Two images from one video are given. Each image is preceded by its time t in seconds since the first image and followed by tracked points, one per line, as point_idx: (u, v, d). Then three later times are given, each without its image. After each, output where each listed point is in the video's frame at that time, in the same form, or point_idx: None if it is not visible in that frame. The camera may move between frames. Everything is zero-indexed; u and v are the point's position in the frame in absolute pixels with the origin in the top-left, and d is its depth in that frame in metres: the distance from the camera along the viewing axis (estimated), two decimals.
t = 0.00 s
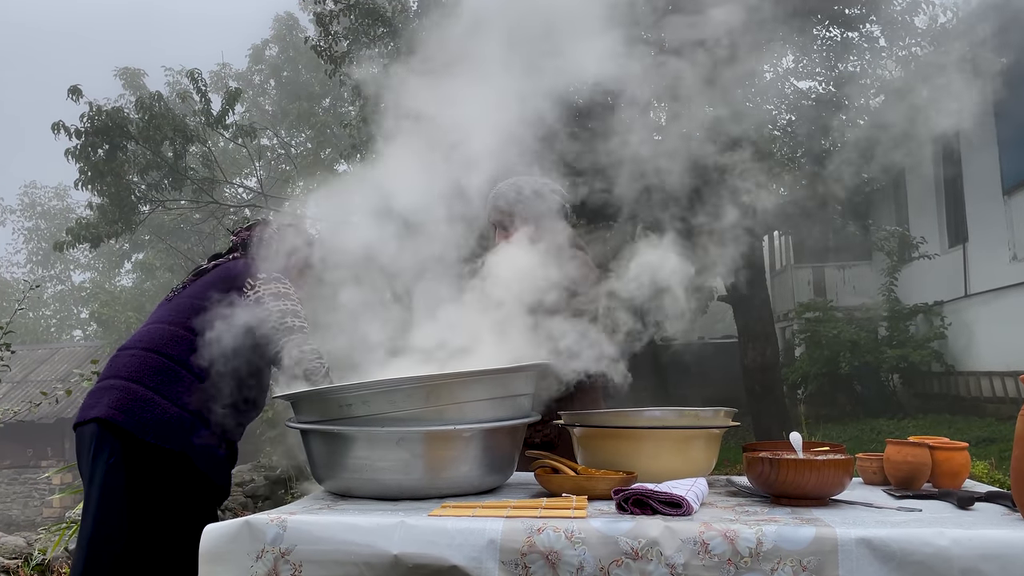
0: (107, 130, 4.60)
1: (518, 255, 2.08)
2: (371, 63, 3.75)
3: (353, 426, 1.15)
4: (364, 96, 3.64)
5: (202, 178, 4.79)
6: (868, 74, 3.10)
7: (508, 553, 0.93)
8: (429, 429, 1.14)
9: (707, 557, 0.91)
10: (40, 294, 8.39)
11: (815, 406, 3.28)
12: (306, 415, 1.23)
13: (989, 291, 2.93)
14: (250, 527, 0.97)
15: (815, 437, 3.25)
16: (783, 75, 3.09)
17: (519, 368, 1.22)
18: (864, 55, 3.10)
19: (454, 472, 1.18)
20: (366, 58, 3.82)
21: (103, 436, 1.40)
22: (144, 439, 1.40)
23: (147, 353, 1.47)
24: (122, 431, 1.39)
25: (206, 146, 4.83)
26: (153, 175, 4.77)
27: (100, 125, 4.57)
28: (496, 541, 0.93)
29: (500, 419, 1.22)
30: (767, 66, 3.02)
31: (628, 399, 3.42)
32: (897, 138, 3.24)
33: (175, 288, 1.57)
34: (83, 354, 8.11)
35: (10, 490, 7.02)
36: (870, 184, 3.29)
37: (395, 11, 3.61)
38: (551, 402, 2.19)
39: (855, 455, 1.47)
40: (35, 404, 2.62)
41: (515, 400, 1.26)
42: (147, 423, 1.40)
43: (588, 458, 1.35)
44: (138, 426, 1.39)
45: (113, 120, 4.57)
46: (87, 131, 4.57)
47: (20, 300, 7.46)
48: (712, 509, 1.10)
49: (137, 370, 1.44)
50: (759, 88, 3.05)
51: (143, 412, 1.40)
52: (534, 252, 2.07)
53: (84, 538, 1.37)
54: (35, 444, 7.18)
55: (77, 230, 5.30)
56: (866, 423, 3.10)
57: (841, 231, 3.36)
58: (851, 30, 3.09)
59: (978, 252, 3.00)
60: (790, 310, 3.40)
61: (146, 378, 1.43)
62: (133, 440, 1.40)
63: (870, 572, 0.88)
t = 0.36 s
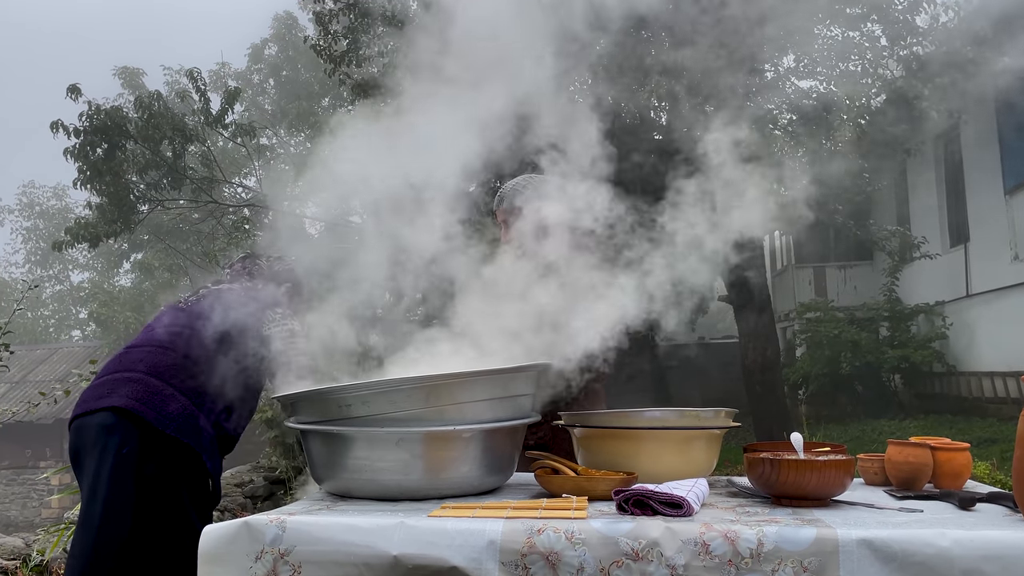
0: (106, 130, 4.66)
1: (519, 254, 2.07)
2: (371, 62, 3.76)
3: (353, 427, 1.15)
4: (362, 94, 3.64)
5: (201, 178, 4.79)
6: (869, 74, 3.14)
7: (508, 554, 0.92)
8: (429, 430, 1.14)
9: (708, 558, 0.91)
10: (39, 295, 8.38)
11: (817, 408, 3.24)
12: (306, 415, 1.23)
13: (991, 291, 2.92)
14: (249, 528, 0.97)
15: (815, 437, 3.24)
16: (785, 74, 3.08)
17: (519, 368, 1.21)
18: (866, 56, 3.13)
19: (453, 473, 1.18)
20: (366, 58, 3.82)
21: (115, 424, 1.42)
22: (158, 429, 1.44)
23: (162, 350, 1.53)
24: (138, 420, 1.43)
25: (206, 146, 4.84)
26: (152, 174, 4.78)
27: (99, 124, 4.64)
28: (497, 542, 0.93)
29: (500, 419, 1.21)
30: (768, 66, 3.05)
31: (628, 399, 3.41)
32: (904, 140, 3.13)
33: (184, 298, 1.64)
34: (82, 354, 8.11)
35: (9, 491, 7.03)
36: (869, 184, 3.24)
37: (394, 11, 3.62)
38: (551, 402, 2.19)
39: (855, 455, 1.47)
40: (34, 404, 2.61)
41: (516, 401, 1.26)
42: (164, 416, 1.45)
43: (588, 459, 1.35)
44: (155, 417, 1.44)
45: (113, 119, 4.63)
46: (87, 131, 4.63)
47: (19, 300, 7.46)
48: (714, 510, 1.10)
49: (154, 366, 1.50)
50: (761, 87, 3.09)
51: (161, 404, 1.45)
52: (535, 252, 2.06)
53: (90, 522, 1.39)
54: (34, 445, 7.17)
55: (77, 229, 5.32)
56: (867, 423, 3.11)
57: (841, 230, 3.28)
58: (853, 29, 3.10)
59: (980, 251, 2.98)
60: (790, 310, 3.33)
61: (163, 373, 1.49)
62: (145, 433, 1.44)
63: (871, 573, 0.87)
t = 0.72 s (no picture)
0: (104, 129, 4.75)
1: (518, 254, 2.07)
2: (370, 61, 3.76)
3: (353, 428, 1.14)
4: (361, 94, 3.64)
5: (201, 178, 4.79)
6: (870, 73, 3.17)
7: (508, 555, 0.92)
8: (430, 430, 1.13)
9: (708, 559, 0.90)
10: (37, 295, 8.37)
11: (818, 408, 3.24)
12: (305, 416, 1.22)
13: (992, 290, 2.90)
14: (248, 528, 0.96)
15: (816, 437, 3.23)
16: (785, 74, 3.21)
17: (519, 368, 1.21)
18: (868, 56, 3.17)
19: (453, 473, 1.17)
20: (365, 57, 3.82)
21: (125, 418, 1.42)
22: (166, 426, 1.44)
23: (173, 349, 1.53)
24: (147, 416, 1.43)
25: (204, 145, 4.85)
26: (151, 174, 4.79)
27: (98, 124, 4.74)
28: (496, 543, 0.92)
29: (500, 420, 1.21)
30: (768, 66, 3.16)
31: (628, 399, 3.41)
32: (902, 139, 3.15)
33: (184, 303, 1.65)
34: (81, 354, 8.10)
35: (7, 491, 7.02)
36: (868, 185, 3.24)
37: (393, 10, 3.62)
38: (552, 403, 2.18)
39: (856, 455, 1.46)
40: (31, 405, 2.59)
41: (516, 401, 1.25)
42: (171, 414, 1.44)
43: (589, 460, 1.34)
44: (162, 414, 1.43)
45: (111, 118, 4.72)
46: (87, 130, 4.72)
47: (18, 300, 7.46)
48: (714, 511, 1.09)
49: (160, 364, 1.50)
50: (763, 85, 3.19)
51: (168, 401, 1.45)
52: (535, 251, 2.06)
53: (96, 516, 1.39)
54: (33, 445, 7.17)
55: (77, 228, 5.38)
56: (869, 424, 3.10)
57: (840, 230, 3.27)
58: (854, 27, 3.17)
59: (983, 252, 2.96)
60: (790, 310, 3.30)
61: (169, 371, 1.49)
62: (151, 430, 1.43)
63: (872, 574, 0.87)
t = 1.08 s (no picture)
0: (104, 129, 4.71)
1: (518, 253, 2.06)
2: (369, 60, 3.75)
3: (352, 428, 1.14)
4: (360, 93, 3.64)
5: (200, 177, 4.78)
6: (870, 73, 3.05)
7: (508, 556, 0.91)
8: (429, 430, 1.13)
9: (709, 560, 0.90)
10: (35, 294, 8.36)
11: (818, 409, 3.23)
12: (304, 416, 1.21)
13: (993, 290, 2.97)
14: (247, 529, 0.96)
15: (816, 437, 3.23)
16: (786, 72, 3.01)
17: (520, 368, 1.20)
18: (868, 54, 3.04)
19: (453, 474, 1.17)
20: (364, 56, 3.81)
21: (116, 419, 1.42)
22: (157, 430, 1.42)
23: (167, 350, 1.50)
24: (138, 417, 1.42)
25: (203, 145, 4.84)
26: (150, 173, 4.78)
27: (97, 124, 4.70)
28: (496, 543, 0.92)
29: (500, 420, 1.20)
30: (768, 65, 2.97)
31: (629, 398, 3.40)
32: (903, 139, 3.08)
33: (187, 306, 1.64)
34: (79, 354, 8.08)
35: (5, 492, 7.00)
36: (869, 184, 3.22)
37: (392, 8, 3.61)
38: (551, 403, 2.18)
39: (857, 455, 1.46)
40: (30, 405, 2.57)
41: (516, 401, 1.24)
42: (162, 416, 1.43)
43: (589, 460, 1.34)
44: (152, 416, 1.42)
45: (110, 117, 4.69)
46: (86, 129, 4.69)
47: (16, 300, 7.44)
48: (715, 511, 1.09)
49: (154, 366, 1.48)
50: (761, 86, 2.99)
51: (160, 403, 1.44)
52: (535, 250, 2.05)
53: (88, 515, 1.39)
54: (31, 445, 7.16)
55: (75, 227, 5.35)
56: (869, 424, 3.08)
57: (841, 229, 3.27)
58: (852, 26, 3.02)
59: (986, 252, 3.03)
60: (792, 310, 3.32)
61: (163, 373, 1.47)
62: (143, 432, 1.42)
63: None
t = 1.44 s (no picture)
0: (102, 128, 4.46)
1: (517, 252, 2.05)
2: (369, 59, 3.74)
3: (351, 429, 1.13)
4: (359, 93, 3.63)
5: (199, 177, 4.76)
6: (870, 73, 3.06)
7: (507, 557, 0.91)
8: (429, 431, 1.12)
9: (709, 560, 0.89)
10: (34, 294, 8.33)
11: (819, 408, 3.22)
12: (303, 417, 1.21)
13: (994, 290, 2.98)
14: (246, 530, 0.95)
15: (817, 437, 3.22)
16: (788, 71, 2.98)
17: (520, 369, 1.19)
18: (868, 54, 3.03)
19: (453, 474, 1.16)
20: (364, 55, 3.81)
21: (93, 426, 1.17)
22: (137, 437, 1.16)
23: (145, 346, 1.23)
24: (115, 423, 1.16)
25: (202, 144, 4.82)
26: (149, 173, 4.65)
27: (95, 122, 4.44)
28: (496, 545, 0.91)
29: (501, 420, 1.20)
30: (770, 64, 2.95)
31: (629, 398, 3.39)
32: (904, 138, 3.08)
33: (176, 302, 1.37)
34: (78, 355, 8.06)
35: (4, 492, 6.98)
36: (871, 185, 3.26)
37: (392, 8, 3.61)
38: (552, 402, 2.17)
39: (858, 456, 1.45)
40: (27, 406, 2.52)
41: (517, 402, 1.24)
42: (139, 419, 1.16)
43: (589, 460, 1.33)
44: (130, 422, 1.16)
45: (109, 116, 4.44)
46: (82, 128, 4.44)
47: (15, 301, 7.42)
48: (716, 512, 1.08)
49: (133, 363, 1.22)
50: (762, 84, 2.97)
51: (137, 406, 1.17)
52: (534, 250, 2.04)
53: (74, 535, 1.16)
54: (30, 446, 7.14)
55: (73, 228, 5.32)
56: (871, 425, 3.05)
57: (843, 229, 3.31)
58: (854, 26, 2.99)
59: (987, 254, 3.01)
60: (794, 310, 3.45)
61: (141, 371, 1.20)
62: (122, 439, 1.16)
63: None
